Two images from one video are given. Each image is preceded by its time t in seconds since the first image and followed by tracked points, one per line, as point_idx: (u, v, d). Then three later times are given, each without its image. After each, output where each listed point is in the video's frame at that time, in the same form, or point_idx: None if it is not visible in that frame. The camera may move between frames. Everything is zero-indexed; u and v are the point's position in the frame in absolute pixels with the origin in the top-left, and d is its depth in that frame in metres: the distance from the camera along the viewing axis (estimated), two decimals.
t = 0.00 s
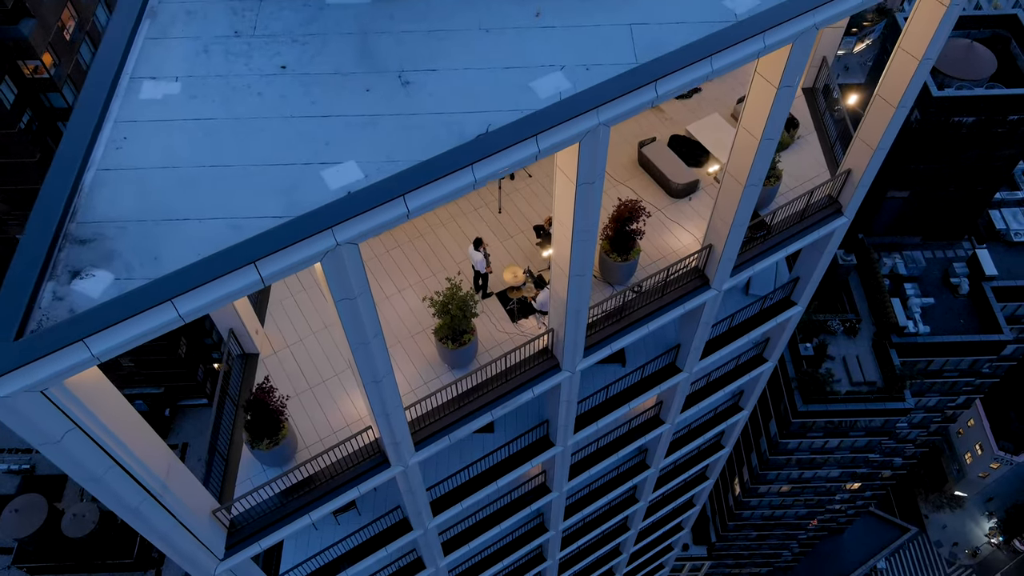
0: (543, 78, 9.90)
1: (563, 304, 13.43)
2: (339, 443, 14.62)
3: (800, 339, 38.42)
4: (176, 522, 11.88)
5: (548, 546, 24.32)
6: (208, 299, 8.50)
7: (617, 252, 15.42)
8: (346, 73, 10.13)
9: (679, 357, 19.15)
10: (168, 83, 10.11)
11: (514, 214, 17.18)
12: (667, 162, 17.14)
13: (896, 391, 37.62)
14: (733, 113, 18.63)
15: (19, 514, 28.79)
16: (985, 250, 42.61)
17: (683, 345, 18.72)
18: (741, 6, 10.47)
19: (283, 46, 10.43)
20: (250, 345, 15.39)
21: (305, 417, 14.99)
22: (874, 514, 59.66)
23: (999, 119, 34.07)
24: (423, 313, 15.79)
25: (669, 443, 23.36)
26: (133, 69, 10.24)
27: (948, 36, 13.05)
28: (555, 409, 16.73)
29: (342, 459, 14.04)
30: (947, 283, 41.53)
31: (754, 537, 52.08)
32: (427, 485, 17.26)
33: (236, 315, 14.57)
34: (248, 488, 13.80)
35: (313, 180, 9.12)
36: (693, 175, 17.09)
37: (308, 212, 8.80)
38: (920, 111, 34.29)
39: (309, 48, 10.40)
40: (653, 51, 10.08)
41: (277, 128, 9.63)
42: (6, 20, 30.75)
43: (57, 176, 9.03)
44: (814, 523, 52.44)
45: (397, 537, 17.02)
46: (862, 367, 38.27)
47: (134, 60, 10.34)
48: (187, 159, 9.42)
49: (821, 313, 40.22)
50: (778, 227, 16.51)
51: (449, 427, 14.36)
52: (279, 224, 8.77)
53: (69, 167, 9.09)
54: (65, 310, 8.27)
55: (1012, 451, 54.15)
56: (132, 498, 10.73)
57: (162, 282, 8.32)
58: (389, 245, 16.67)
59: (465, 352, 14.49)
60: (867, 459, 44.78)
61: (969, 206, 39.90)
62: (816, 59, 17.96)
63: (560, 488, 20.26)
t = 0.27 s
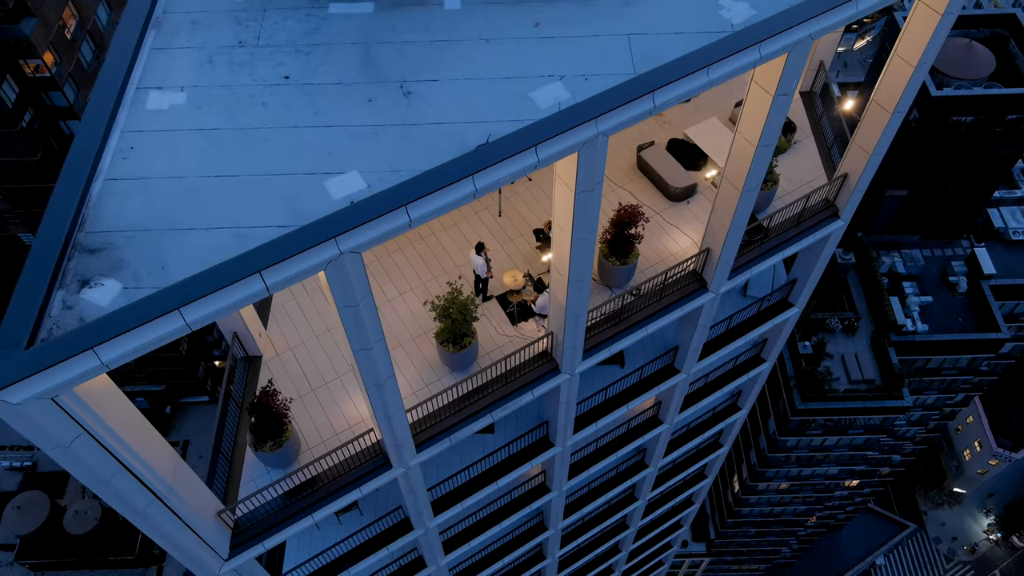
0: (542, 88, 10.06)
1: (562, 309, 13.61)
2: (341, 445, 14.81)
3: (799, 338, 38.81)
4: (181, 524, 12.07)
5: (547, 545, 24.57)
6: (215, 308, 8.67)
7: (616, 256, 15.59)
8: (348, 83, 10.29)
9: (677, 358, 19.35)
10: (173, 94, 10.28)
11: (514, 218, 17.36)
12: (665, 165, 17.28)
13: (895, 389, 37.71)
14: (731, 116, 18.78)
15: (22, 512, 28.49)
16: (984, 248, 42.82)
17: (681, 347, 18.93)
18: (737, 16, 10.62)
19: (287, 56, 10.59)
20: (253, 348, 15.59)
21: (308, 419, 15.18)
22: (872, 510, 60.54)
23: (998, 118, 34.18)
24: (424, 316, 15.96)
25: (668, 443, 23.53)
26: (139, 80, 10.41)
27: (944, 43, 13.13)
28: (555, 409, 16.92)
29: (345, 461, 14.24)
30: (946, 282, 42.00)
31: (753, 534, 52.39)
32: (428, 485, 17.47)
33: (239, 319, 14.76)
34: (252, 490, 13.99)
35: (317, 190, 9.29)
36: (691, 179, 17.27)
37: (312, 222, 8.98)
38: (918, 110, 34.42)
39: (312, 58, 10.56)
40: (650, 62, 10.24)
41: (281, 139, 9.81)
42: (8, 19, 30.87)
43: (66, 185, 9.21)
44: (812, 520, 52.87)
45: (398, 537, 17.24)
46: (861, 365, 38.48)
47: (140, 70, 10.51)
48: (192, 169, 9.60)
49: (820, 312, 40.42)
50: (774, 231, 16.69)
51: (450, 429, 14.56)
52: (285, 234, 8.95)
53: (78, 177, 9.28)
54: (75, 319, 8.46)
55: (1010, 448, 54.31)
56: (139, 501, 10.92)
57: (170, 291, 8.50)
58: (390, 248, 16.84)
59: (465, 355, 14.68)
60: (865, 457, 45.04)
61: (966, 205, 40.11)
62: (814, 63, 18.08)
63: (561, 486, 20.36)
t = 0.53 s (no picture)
0: (541, 98, 10.23)
1: (561, 313, 13.81)
2: (343, 446, 15.02)
3: (798, 336, 39.11)
4: (187, 524, 12.30)
5: (548, 542, 24.79)
6: (221, 316, 8.85)
7: (615, 259, 15.77)
8: (351, 93, 10.46)
9: (675, 358, 19.54)
10: (179, 103, 10.46)
11: (513, 220, 17.53)
12: (663, 168, 17.45)
13: (893, 386, 37.90)
14: (729, 119, 18.94)
15: (25, 508, 29.27)
16: (982, 246, 43.05)
17: (679, 348, 19.13)
18: (734, 26, 10.77)
19: (290, 66, 10.76)
20: (256, 349, 15.80)
21: (311, 420, 15.40)
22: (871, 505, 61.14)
23: (997, 117, 34.37)
24: (425, 318, 16.16)
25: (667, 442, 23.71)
26: (145, 89, 10.59)
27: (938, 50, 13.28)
28: (554, 410, 17.13)
29: (347, 461, 14.44)
30: (944, 279, 42.13)
31: (751, 530, 52.68)
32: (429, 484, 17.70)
33: (243, 322, 14.96)
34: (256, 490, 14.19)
35: (320, 199, 9.47)
36: (689, 182, 17.46)
37: (316, 231, 9.16)
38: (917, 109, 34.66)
39: (315, 67, 10.73)
40: (648, 72, 10.40)
41: (285, 148, 9.98)
42: (9, 19, 30.84)
43: (75, 195, 9.40)
44: (811, 516, 53.20)
45: (398, 536, 17.47)
46: (859, 363, 38.61)
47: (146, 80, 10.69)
48: (198, 179, 9.79)
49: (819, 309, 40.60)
50: (771, 234, 16.87)
51: (450, 430, 14.77)
52: (289, 243, 9.13)
53: (86, 187, 9.46)
54: (85, 327, 8.66)
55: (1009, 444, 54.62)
56: (146, 503, 11.13)
57: (178, 299, 8.70)
58: (391, 250, 17.04)
59: (466, 357, 14.86)
60: (863, 453, 45.36)
61: (965, 203, 40.27)
62: (811, 66, 18.25)
63: (560, 485, 20.68)
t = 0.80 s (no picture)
0: (541, 104, 10.40)
1: (560, 313, 14.02)
2: (346, 443, 15.25)
3: (796, 330, 39.33)
4: (194, 521, 12.55)
5: (547, 536, 25.11)
6: (227, 321, 9.05)
7: (613, 260, 15.97)
8: (354, 99, 10.63)
9: (673, 356, 19.77)
10: (184, 109, 10.64)
11: (513, 220, 17.71)
12: (662, 169, 17.61)
13: (891, 381, 38.14)
14: (727, 119, 19.10)
15: (30, 501, 30.98)
16: (980, 242, 43.42)
17: (677, 346, 19.36)
18: (730, 32, 10.92)
19: (293, 72, 10.92)
20: (260, 348, 16.02)
21: (314, 418, 15.63)
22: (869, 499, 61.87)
23: (995, 113, 34.69)
24: (426, 317, 16.36)
25: (665, 437, 23.99)
26: (151, 95, 10.76)
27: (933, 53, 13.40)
28: (553, 407, 17.38)
29: (350, 459, 14.69)
30: (942, 274, 42.42)
31: (750, 522, 53.05)
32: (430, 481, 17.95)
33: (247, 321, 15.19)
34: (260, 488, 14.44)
35: (324, 205, 9.64)
36: (687, 182, 17.62)
37: (320, 237, 9.33)
38: (916, 105, 34.96)
39: (318, 73, 10.90)
40: (646, 79, 10.56)
41: (289, 154, 10.17)
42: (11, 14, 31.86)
43: (84, 200, 9.60)
44: (810, 509, 53.58)
45: (400, 532, 17.74)
46: (857, 357, 38.61)
47: (152, 86, 10.86)
48: (204, 185, 9.97)
49: (817, 304, 40.69)
50: (768, 234, 17.02)
51: (451, 428, 15.01)
52: (294, 248, 9.32)
53: (95, 193, 9.65)
54: (94, 331, 8.86)
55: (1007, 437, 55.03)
56: (153, 501, 11.35)
57: (185, 305, 8.88)
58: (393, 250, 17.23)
59: (466, 357, 15.06)
60: (861, 447, 45.77)
61: (964, 198, 40.46)
62: (809, 67, 18.39)
63: (559, 480, 21.00)
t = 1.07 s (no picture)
0: (541, 108, 10.56)
1: (560, 311, 14.22)
2: (349, 439, 15.50)
3: (795, 323, 39.70)
4: (200, 516, 12.81)
5: (547, 528, 25.44)
6: (234, 323, 9.26)
7: (612, 258, 16.16)
8: (357, 103, 10.80)
9: (672, 352, 20.00)
10: (190, 113, 10.82)
11: (514, 218, 17.90)
12: (661, 167, 17.79)
13: (889, 373, 38.33)
14: (726, 117, 19.27)
15: (33, 492, 31.52)
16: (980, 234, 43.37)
17: (676, 342, 19.58)
18: (728, 36, 11.09)
19: (297, 76, 11.08)
20: (265, 345, 16.28)
21: (318, 414, 15.87)
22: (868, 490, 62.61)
23: (994, 106, 34.96)
24: (428, 315, 16.57)
25: (663, 431, 24.26)
26: (157, 99, 10.93)
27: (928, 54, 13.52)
28: (553, 403, 17.62)
29: (353, 455, 14.94)
30: (941, 267, 42.69)
31: (749, 513, 53.47)
32: (432, 475, 18.21)
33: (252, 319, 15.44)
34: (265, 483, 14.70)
35: (329, 209, 9.83)
36: (685, 180, 17.78)
37: (325, 240, 9.52)
38: (916, 99, 35.28)
39: (322, 77, 11.06)
40: (644, 83, 10.72)
41: (293, 158, 10.35)
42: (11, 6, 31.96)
43: (92, 205, 9.78)
44: (808, 500, 54.01)
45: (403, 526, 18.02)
46: (856, 350, 38.87)
47: (158, 90, 11.04)
48: (210, 189, 10.16)
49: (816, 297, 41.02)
50: (766, 231, 17.19)
51: (452, 424, 15.24)
52: (299, 251, 9.51)
53: (104, 196, 9.84)
54: (105, 333, 9.09)
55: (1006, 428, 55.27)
56: (160, 497, 11.59)
57: (194, 308, 9.09)
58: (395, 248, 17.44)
59: (467, 354, 15.29)
60: (859, 438, 46.22)
61: (964, 189, 40.43)
62: (807, 66, 18.51)
63: (559, 473, 21.09)
